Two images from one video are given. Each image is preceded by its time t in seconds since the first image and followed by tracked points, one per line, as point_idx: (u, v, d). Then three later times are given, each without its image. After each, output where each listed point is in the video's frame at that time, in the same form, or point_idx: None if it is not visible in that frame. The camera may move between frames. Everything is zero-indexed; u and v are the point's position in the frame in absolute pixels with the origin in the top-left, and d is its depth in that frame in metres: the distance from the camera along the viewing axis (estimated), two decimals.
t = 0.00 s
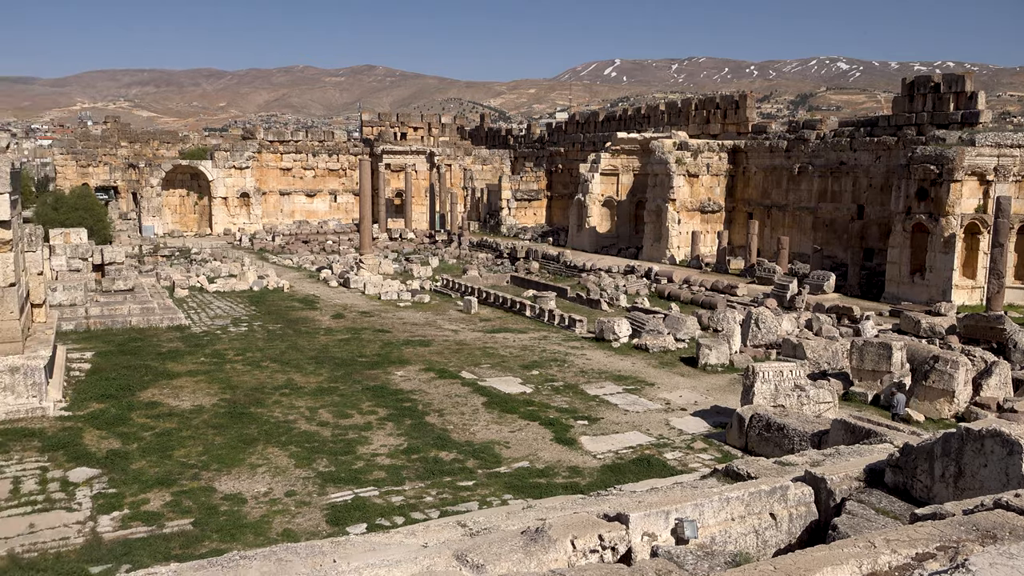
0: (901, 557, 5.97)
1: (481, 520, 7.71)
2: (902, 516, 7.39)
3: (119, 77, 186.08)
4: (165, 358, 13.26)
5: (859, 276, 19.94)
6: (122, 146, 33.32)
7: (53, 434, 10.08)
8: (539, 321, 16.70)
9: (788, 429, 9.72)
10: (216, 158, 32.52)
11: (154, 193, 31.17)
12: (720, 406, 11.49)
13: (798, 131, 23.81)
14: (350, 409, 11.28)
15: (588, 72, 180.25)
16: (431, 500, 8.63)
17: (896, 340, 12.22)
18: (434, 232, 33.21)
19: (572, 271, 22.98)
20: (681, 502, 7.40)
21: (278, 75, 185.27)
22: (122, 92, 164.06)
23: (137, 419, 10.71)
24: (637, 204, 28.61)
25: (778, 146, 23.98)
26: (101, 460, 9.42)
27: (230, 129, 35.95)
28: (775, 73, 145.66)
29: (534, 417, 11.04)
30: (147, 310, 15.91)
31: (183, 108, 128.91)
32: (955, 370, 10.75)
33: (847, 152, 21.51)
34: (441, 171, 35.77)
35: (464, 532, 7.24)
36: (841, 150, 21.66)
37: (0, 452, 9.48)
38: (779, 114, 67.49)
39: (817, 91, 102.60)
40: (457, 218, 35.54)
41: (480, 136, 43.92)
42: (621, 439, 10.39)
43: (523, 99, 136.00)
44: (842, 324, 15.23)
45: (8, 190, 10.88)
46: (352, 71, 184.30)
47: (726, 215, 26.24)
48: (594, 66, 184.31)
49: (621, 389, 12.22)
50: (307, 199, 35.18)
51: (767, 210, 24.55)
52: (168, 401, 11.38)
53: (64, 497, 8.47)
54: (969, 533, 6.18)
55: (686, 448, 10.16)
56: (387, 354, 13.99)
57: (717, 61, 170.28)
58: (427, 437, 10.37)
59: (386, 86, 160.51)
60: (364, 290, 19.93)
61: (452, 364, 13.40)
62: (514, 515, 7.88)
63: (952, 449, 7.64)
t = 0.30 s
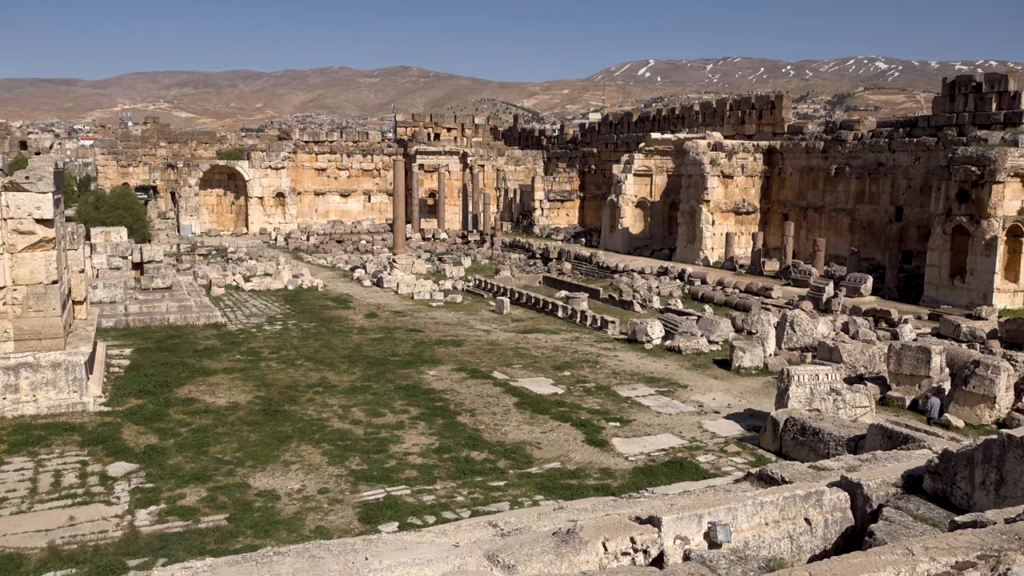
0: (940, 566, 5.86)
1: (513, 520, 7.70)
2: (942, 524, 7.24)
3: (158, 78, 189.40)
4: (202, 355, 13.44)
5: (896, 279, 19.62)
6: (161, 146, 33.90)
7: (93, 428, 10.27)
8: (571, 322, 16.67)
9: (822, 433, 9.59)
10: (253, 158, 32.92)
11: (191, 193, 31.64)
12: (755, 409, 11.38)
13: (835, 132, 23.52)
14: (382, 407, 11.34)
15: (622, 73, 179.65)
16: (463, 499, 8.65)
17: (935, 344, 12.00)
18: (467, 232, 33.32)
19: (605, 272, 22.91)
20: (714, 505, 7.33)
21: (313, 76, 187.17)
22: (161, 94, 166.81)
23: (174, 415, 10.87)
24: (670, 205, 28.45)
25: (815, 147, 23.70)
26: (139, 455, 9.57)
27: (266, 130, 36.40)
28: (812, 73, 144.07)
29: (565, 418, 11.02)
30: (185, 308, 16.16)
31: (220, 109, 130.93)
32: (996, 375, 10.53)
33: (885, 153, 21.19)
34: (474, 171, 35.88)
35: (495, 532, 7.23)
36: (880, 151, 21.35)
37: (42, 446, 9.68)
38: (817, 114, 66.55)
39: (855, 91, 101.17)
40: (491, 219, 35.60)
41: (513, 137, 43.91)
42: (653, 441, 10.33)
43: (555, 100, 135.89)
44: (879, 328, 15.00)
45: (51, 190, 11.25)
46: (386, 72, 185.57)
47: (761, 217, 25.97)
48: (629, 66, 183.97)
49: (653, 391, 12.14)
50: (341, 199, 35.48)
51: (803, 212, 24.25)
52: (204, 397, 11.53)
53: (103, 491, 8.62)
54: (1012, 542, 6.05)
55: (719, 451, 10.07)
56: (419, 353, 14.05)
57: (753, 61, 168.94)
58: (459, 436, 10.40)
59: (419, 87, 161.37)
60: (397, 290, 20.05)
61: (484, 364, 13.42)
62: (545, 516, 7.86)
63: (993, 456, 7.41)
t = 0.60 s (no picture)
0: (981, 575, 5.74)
1: (544, 521, 7.66)
2: (983, 532, 7.05)
3: (195, 81, 192.34)
4: (237, 353, 13.60)
5: (936, 282, 19.26)
6: (198, 146, 34.43)
7: (131, 424, 10.44)
8: (603, 323, 16.61)
9: (859, 438, 9.43)
10: (288, 159, 33.29)
11: (228, 192, 32.07)
12: (789, 413, 11.24)
13: (874, 132, 23.17)
14: (414, 407, 11.38)
15: (656, 74, 178.60)
16: (494, 499, 8.64)
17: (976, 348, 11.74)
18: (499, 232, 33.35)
19: (638, 273, 22.81)
20: (748, 509, 7.25)
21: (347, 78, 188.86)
22: (199, 95, 169.47)
23: (209, 412, 11.01)
24: (704, 206, 28.24)
25: (852, 147, 23.36)
26: (175, 450, 9.71)
27: (302, 131, 36.79)
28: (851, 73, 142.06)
29: (597, 420, 10.97)
30: (221, 306, 16.37)
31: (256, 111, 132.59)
32: None
33: (925, 154, 20.83)
34: (507, 172, 35.94)
35: (527, 532, 7.19)
36: (919, 152, 20.99)
37: (81, 441, 9.86)
38: (855, 114, 65.59)
39: (895, 92, 99.57)
40: (523, 219, 35.60)
41: (546, 137, 43.84)
42: (686, 444, 10.25)
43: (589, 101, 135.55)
44: (918, 332, 14.73)
45: (92, 189, 11.49)
46: (420, 74, 186.63)
47: (797, 218, 25.65)
48: (663, 67, 182.99)
49: (686, 393, 12.04)
50: (375, 199, 35.71)
51: (840, 213, 23.91)
52: (239, 394, 11.67)
53: (140, 485, 8.75)
54: None
55: (753, 454, 9.96)
56: (451, 353, 14.09)
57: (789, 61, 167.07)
58: (490, 436, 10.40)
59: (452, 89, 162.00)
60: (430, 289, 20.14)
61: (516, 365, 13.43)
62: (577, 517, 7.83)
63: None
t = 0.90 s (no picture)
0: None
1: (574, 522, 7.61)
2: None
3: (231, 82, 194.92)
4: (270, 351, 13.74)
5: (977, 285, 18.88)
6: (234, 146, 34.87)
7: (166, 420, 10.58)
8: (635, 324, 16.52)
9: (896, 443, 9.26)
10: (322, 159, 33.57)
11: (262, 192, 32.41)
12: (824, 417, 11.08)
13: (913, 132, 22.79)
14: (445, 406, 11.40)
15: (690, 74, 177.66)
16: (525, 500, 8.62)
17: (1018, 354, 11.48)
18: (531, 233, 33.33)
19: (670, 274, 22.65)
20: (782, 514, 7.15)
21: (381, 78, 190.19)
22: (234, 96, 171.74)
23: (243, 409, 11.12)
24: (738, 207, 27.98)
25: (891, 148, 22.99)
26: (209, 447, 9.82)
27: (336, 131, 37.09)
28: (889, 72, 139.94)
29: (628, 421, 10.90)
30: (255, 304, 16.54)
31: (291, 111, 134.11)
32: None
33: (966, 154, 20.45)
34: (539, 172, 35.91)
35: (557, 533, 7.13)
36: (960, 152, 20.62)
37: (118, 436, 10.02)
38: (894, 113, 64.50)
39: (935, 91, 97.89)
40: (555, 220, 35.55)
41: (579, 138, 43.68)
42: (718, 447, 10.14)
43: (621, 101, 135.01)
44: (958, 335, 14.44)
45: (130, 189, 11.64)
46: (453, 74, 187.39)
47: (833, 220, 25.29)
48: (697, 67, 181.95)
49: (719, 396, 11.93)
50: (407, 199, 35.88)
51: (878, 215, 23.54)
52: (272, 392, 11.78)
53: (175, 481, 8.87)
54: None
55: (787, 458, 9.83)
56: (482, 353, 14.10)
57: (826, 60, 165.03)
58: (521, 437, 10.38)
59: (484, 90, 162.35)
60: (462, 289, 20.18)
61: (547, 365, 13.40)
62: (607, 519, 7.77)
63: None
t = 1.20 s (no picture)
0: None
1: (604, 524, 7.55)
2: None
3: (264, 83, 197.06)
4: (302, 350, 13.85)
5: (1017, 288, 18.50)
6: (266, 147, 35.24)
7: (199, 417, 10.70)
8: (666, 325, 16.41)
9: (932, 448, 9.09)
10: (353, 159, 33.80)
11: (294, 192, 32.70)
12: (858, 421, 10.92)
13: (951, 132, 22.43)
14: (475, 406, 11.40)
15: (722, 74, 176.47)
16: (554, 501, 8.58)
17: None
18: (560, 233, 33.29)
19: (701, 276, 22.48)
20: (815, 519, 7.05)
21: (411, 79, 191.09)
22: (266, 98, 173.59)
23: (274, 407, 11.21)
24: (771, 208, 27.69)
25: (928, 148, 22.63)
26: (241, 444, 9.91)
27: (367, 132, 37.35)
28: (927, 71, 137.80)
29: (658, 423, 10.83)
30: (287, 303, 16.68)
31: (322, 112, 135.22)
32: None
33: (1007, 154, 20.08)
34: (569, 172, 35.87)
35: (587, 535, 7.08)
36: (1000, 152, 20.25)
37: (152, 433, 10.15)
38: (931, 112, 63.59)
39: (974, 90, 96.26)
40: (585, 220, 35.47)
41: (610, 138, 43.55)
42: (750, 450, 10.03)
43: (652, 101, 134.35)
44: (997, 339, 14.16)
45: (164, 189, 11.74)
46: (482, 75, 187.78)
47: (868, 221, 24.94)
48: (729, 67, 180.65)
49: (751, 398, 11.80)
50: (438, 199, 36.02)
51: (914, 216, 23.17)
52: (303, 391, 11.86)
53: (207, 478, 8.96)
54: None
55: (820, 462, 9.69)
56: (512, 353, 14.09)
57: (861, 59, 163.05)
58: (550, 437, 10.35)
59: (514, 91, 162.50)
60: (491, 289, 20.20)
61: (576, 366, 13.36)
62: (637, 521, 7.71)
63: None
